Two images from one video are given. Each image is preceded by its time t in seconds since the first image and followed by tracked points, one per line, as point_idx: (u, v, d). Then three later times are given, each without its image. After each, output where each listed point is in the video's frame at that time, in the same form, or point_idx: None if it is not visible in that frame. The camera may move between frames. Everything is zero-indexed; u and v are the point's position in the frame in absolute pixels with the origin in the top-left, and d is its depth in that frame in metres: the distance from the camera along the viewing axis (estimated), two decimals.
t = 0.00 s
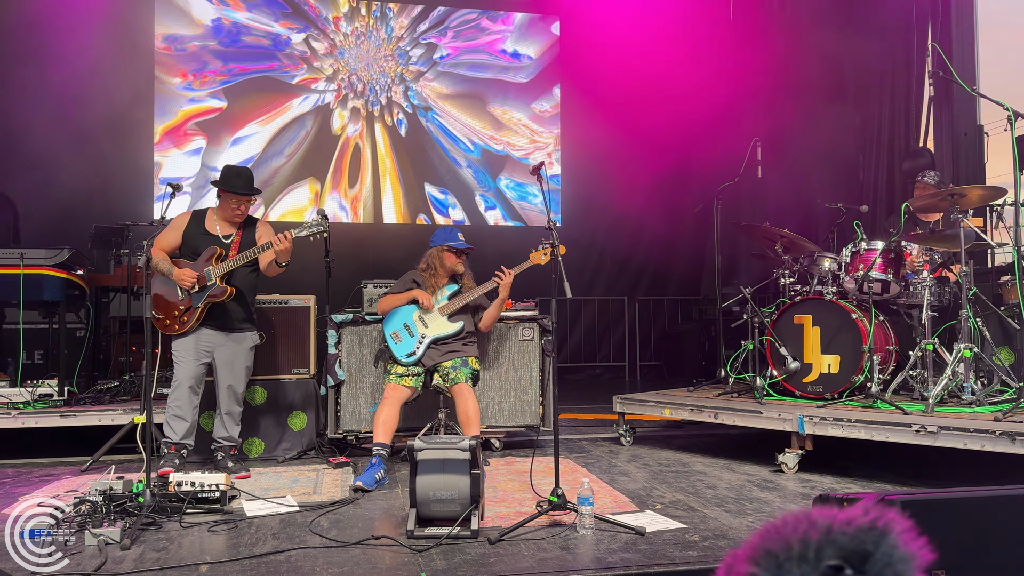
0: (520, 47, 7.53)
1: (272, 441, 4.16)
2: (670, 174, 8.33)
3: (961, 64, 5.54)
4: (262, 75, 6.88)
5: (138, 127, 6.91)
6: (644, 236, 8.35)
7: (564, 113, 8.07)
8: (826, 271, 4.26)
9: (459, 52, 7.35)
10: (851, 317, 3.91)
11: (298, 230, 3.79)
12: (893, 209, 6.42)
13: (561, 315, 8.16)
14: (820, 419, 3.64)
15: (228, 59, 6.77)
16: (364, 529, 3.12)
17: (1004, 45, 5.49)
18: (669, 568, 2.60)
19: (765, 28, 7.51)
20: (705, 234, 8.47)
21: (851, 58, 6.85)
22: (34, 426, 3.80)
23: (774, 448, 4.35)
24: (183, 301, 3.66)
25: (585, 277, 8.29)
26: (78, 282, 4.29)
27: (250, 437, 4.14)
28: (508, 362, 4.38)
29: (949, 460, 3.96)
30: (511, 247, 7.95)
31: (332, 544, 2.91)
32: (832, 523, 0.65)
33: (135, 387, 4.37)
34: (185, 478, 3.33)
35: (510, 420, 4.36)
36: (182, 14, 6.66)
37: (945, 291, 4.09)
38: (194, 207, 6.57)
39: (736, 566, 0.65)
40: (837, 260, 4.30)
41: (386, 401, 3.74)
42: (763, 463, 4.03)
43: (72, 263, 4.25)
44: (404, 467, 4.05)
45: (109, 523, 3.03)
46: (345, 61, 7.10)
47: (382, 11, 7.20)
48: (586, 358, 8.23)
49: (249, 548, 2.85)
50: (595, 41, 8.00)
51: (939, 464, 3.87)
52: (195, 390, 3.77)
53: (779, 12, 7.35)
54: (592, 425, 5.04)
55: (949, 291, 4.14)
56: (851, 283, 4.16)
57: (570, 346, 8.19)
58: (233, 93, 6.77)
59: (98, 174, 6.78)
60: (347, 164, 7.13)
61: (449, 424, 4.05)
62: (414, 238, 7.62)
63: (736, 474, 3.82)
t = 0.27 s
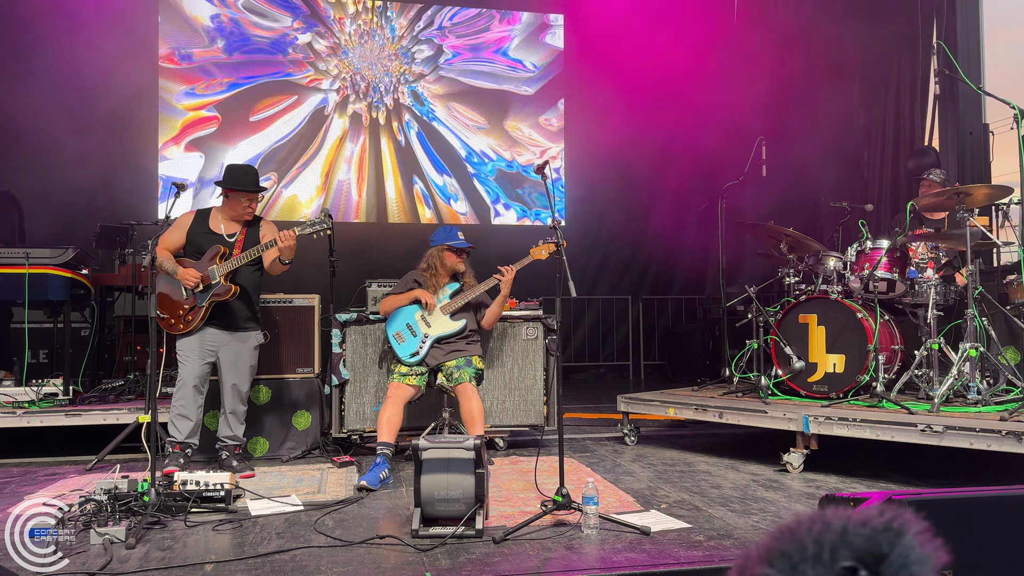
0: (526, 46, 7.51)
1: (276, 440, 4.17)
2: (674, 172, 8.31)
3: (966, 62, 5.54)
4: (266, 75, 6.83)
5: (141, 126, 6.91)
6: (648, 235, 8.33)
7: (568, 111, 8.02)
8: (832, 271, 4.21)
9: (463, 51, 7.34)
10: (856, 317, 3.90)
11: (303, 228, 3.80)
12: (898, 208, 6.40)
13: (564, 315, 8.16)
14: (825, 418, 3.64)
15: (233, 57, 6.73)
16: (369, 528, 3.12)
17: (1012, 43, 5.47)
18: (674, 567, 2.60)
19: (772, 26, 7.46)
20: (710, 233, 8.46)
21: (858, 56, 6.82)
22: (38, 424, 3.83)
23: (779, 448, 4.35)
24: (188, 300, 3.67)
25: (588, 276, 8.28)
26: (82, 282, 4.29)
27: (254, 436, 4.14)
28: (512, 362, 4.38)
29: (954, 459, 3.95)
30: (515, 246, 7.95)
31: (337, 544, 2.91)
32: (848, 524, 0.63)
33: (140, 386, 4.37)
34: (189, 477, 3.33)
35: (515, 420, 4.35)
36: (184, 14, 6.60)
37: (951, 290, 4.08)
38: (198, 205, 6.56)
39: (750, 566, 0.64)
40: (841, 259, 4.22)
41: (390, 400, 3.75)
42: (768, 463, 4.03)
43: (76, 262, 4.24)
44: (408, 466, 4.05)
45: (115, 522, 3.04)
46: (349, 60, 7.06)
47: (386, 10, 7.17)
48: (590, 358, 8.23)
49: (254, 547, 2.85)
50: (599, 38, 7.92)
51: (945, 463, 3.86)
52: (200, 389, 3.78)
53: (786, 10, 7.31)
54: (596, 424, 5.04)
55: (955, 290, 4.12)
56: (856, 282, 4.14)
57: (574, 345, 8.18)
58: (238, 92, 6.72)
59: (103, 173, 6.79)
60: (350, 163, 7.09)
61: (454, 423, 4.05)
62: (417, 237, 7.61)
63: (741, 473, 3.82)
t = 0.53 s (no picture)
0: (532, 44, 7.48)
1: (281, 439, 4.17)
2: (678, 172, 8.30)
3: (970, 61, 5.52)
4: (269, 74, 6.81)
5: (146, 125, 6.93)
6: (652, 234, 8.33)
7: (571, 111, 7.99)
8: (837, 270, 4.16)
9: (467, 49, 7.33)
10: (862, 316, 3.88)
11: (308, 228, 3.80)
12: (903, 207, 6.38)
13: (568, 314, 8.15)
14: (830, 418, 3.63)
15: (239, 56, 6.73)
16: (373, 527, 3.12)
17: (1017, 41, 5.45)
18: (680, 567, 2.59)
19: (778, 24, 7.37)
20: (714, 233, 8.44)
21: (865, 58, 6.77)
22: (43, 423, 3.82)
23: (783, 448, 4.33)
24: (192, 300, 3.67)
25: (592, 276, 8.27)
26: (87, 281, 4.29)
27: (258, 435, 4.15)
28: (517, 361, 4.38)
29: (960, 459, 3.93)
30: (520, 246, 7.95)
31: (341, 543, 2.90)
32: (862, 525, 0.61)
33: (144, 386, 4.38)
34: (194, 476, 3.34)
35: (519, 419, 4.35)
36: (187, 14, 6.61)
37: (956, 289, 4.07)
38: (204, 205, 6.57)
39: (762, 568, 0.62)
40: (847, 259, 4.19)
41: (394, 399, 3.75)
42: (772, 463, 4.02)
43: (81, 262, 4.25)
44: (412, 466, 4.05)
45: (121, 521, 3.04)
46: (353, 60, 7.06)
47: (391, 9, 7.14)
48: (594, 357, 8.22)
49: (259, 547, 2.85)
50: (603, 39, 7.92)
51: (951, 463, 3.85)
52: (204, 388, 3.78)
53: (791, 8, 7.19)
54: (600, 424, 5.03)
55: (960, 289, 4.11)
56: (861, 282, 4.12)
57: (578, 345, 8.18)
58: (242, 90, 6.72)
59: (108, 172, 6.81)
60: (355, 163, 7.09)
61: (458, 423, 4.05)
62: (421, 237, 7.61)
63: (746, 473, 3.81)
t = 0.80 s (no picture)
0: (537, 43, 7.45)
1: (285, 439, 4.17)
2: (683, 172, 8.22)
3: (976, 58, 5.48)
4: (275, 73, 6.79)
5: (151, 124, 6.93)
6: (657, 234, 8.31)
7: (575, 111, 7.91)
8: (842, 270, 4.18)
9: (470, 49, 7.29)
10: (867, 316, 3.87)
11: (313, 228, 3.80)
12: (908, 206, 6.36)
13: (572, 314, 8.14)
14: (835, 418, 3.61)
15: (243, 55, 6.71)
16: (377, 527, 3.12)
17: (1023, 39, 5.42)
18: (685, 567, 2.58)
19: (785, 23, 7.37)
20: (718, 232, 8.42)
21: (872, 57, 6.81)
22: (49, 423, 3.83)
23: (788, 447, 4.32)
24: (197, 299, 3.68)
25: (596, 276, 8.26)
26: (92, 280, 4.29)
27: (263, 435, 4.15)
28: (521, 361, 4.37)
29: (966, 459, 3.92)
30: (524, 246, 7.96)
31: (346, 542, 2.90)
32: (875, 524, 0.57)
33: (149, 385, 4.39)
34: (199, 476, 3.35)
35: (523, 419, 4.34)
36: (191, 13, 6.57)
37: (962, 288, 4.05)
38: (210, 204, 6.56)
39: (770, 571, 0.60)
40: (851, 258, 4.20)
41: (398, 399, 3.76)
42: (777, 463, 4.00)
43: (86, 261, 4.25)
44: (416, 465, 4.05)
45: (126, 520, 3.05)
46: (357, 60, 7.03)
47: (394, 9, 7.09)
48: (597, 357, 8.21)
49: (263, 546, 2.85)
50: (609, 37, 7.85)
51: (956, 463, 3.84)
52: (209, 388, 3.78)
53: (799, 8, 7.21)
54: (604, 423, 5.03)
55: (966, 289, 4.10)
56: (866, 281, 4.10)
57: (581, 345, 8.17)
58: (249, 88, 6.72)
59: (113, 172, 6.82)
60: (359, 162, 7.08)
61: (462, 422, 4.05)
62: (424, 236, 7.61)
63: (751, 473, 3.80)
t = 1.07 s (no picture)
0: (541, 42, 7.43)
1: (290, 438, 4.18)
2: (685, 172, 8.19)
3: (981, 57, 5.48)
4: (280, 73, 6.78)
5: (156, 122, 6.91)
6: (661, 234, 8.29)
7: (578, 111, 7.87)
8: (847, 269, 4.11)
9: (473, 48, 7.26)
10: (872, 315, 3.86)
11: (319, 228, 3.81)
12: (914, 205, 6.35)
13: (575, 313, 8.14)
14: (841, 417, 3.61)
15: (245, 56, 6.69)
16: (383, 526, 3.12)
17: None
18: (690, 567, 2.58)
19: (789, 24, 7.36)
20: (722, 232, 8.41)
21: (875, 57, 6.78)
22: (56, 422, 3.85)
23: (793, 447, 4.31)
24: (201, 299, 3.68)
25: (600, 275, 8.25)
26: (97, 280, 4.30)
27: (268, 434, 4.16)
28: (525, 360, 4.37)
29: (971, 459, 3.91)
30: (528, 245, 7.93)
31: (351, 541, 2.91)
32: (886, 527, 0.59)
33: (154, 384, 4.41)
34: (204, 475, 3.35)
35: (528, 418, 4.34)
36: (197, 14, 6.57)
37: (968, 287, 4.04)
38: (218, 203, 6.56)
39: (784, 569, 0.61)
40: (857, 257, 4.12)
41: (403, 399, 3.75)
42: (783, 463, 4.00)
43: (92, 261, 4.26)
44: (421, 465, 4.05)
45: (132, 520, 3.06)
46: (361, 60, 7.02)
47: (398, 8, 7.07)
48: (601, 356, 8.20)
49: (269, 545, 2.86)
50: (613, 36, 7.82)
51: (962, 463, 3.83)
52: (214, 387, 3.79)
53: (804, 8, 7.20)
54: (609, 423, 5.03)
55: (972, 288, 4.09)
56: (871, 281, 4.07)
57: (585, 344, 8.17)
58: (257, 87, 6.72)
59: (119, 171, 6.82)
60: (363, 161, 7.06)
61: (467, 422, 4.05)
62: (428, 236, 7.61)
63: (756, 473, 3.79)
